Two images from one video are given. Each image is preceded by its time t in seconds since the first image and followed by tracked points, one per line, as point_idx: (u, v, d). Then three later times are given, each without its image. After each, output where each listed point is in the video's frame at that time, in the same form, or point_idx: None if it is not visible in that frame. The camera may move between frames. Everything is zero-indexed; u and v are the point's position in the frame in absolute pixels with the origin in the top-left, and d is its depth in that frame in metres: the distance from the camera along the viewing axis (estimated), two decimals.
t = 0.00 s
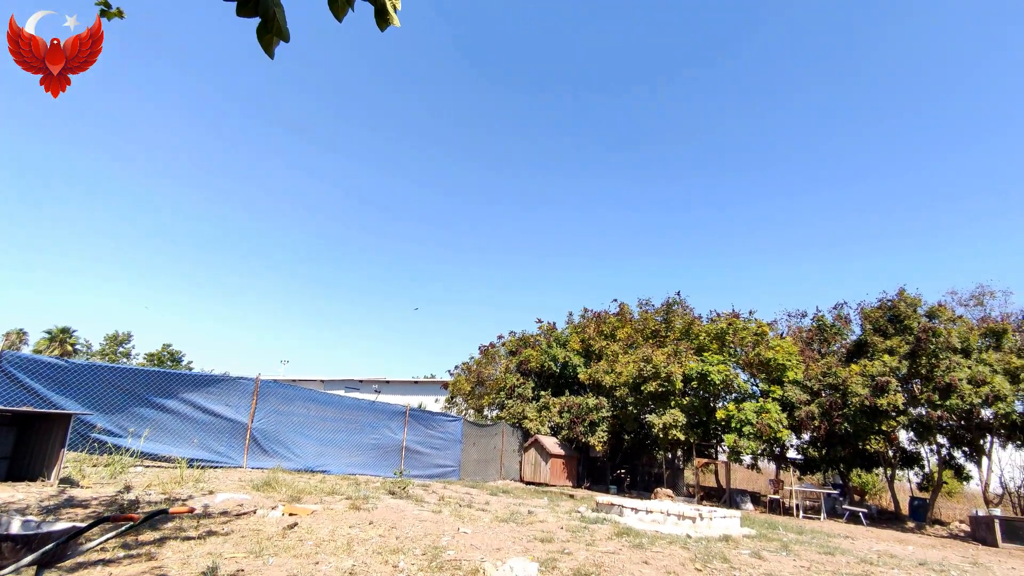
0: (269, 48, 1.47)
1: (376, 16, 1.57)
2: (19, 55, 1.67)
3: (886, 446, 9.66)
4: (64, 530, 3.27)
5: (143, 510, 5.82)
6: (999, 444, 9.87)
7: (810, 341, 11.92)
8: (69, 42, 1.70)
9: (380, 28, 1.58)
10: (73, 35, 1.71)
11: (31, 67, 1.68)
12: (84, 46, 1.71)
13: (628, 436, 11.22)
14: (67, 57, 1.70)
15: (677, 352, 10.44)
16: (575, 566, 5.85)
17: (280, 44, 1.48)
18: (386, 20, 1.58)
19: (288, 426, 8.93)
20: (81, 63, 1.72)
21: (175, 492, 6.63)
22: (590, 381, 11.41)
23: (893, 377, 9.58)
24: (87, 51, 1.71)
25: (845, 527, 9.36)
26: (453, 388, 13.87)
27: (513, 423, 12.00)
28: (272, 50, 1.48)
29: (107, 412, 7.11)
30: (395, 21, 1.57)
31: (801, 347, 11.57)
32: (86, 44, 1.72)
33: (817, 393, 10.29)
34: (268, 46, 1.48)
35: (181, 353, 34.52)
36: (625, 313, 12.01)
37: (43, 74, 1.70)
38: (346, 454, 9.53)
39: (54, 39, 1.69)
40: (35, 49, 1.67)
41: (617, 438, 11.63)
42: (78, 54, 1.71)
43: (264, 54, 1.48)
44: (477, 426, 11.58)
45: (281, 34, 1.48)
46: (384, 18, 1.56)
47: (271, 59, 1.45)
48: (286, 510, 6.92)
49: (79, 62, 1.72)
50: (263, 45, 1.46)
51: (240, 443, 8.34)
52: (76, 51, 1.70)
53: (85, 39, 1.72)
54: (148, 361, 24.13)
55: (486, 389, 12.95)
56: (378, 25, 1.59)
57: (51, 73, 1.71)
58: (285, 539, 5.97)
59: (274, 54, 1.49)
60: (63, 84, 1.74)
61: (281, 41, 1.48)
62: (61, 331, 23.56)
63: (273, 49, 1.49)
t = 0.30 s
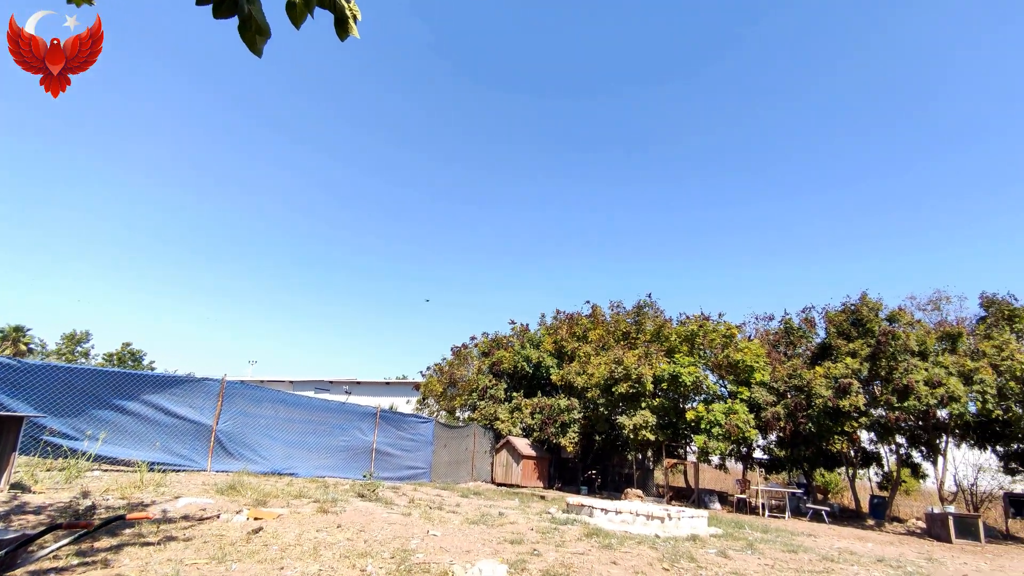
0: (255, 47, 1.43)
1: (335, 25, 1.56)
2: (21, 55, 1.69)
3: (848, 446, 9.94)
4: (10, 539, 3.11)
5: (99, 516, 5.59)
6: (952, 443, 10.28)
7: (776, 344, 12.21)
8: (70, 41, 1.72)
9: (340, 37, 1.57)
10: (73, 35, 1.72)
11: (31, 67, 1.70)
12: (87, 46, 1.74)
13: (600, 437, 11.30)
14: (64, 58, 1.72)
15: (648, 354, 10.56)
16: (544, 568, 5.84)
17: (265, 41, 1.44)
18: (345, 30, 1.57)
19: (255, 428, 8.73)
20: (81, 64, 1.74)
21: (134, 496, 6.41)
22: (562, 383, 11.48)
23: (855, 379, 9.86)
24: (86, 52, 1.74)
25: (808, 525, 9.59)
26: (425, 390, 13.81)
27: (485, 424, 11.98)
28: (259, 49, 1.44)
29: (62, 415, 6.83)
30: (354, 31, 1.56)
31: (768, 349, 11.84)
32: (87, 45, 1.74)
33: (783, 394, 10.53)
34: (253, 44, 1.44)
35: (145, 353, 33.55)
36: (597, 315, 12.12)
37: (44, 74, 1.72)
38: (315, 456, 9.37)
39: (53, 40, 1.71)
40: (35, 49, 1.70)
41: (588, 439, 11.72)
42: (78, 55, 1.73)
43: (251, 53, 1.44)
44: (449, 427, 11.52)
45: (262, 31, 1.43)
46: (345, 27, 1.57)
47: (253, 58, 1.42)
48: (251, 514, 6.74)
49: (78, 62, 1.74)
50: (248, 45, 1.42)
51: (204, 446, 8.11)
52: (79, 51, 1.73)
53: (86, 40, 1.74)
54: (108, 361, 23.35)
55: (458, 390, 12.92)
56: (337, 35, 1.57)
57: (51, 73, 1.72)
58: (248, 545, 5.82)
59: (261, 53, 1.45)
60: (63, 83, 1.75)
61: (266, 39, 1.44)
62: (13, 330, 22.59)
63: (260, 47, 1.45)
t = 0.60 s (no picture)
0: (195, 54, 1.38)
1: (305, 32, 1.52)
2: (19, 55, 1.52)
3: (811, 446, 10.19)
4: None
5: (47, 527, 5.35)
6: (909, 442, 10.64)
7: (743, 346, 12.47)
8: (69, 40, 1.56)
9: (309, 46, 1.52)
10: (72, 33, 1.56)
11: (29, 67, 1.53)
12: (86, 45, 1.58)
13: (570, 439, 11.36)
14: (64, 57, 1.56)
15: (619, 356, 10.65)
16: (511, 571, 5.83)
17: (207, 49, 1.40)
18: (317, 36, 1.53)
19: (218, 432, 8.51)
20: (81, 64, 1.59)
21: (87, 504, 6.17)
22: (533, 385, 11.50)
23: (818, 381, 10.12)
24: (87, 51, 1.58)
25: (772, 524, 9.80)
26: (395, 392, 13.72)
27: (455, 426, 11.93)
28: (199, 57, 1.39)
29: (10, 419, 6.49)
30: (324, 39, 1.51)
31: (735, 351, 12.09)
32: (86, 45, 1.58)
33: (749, 396, 10.74)
34: (194, 51, 1.39)
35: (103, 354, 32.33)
36: (568, 318, 12.20)
37: (43, 74, 1.56)
38: (281, 461, 9.18)
39: (53, 38, 1.54)
40: (34, 49, 1.53)
41: (559, 440, 11.76)
42: (77, 55, 1.57)
43: (190, 61, 1.38)
44: (419, 431, 11.43)
45: (206, 38, 1.39)
46: (315, 35, 1.52)
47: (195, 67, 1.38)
48: (211, 522, 6.55)
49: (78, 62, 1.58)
50: (187, 52, 1.37)
51: (163, 451, 7.86)
52: (78, 51, 1.57)
53: (86, 38, 1.58)
54: (62, 363, 22.44)
55: (429, 392, 12.87)
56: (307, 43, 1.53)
57: (51, 73, 1.57)
58: (208, 553, 5.64)
59: (202, 61, 1.40)
60: (64, 83, 1.61)
61: (209, 45, 1.39)
62: None
63: (201, 55, 1.39)
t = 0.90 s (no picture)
0: (164, 63, 1.35)
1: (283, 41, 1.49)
2: (18, 56, 1.39)
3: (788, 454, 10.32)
4: None
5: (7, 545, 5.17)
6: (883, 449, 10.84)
7: (721, 355, 12.62)
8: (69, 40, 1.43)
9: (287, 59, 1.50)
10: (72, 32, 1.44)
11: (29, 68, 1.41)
12: (85, 45, 1.45)
13: (551, 449, 11.34)
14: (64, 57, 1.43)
15: (599, 366, 10.68)
16: None
17: (175, 56, 1.36)
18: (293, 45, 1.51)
19: (191, 445, 8.31)
20: (81, 64, 1.46)
21: (51, 521, 5.97)
22: (513, 395, 11.47)
23: (794, 390, 10.27)
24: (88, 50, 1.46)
25: (751, 532, 9.89)
26: (374, 403, 13.60)
27: (435, 437, 11.84)
28: (169, 65, 1.35)
29: None
30: (305, 53, 1.48)
31: (713, 360, 12.23)
32: (86, 44, 1.46)
33: (727, 405, 10.85)
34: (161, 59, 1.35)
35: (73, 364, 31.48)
36: (549, 328, 12.24)
37: (43, 75, 1.43)
38: (256, 474, 9.00)
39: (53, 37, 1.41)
40: (34, 49, 1.39)
41: (539, 451, 11.74)
42: (77, 55, 1.44)
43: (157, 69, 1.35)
44: (398, 442, 11.31)
45: (174, 46, 1.35)
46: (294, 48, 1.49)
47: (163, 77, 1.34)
48: (181, 538, 6.37)
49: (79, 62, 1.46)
50: (154, 60, 1.33)
51: (133, 465, 7.65)
52: (79, 51, 1.44)
53: (86, 38, 1.45)
54: (29, 374, 21.79)
55: (408, 403, 12.78)
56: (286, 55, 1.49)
57: (50, 74, 1.44)
58: (177, 570, 5.46)
59: (171, 68, 1.36)
60: (64, 85, 1.48)
61: (177, 54, 1.36)
62: None
63: (168, 62, 1.36)
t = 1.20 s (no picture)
0: (212, 80, 1.25)
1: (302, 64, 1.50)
2: (18, 55, 1.27)
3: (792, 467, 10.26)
4: None
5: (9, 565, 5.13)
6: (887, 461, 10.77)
7: (723, 367, 12.59)
8: (68, 39, 1.30)
9: (306, 80, 1.46)
10: (72, 32, 1.31)
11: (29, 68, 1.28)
12: (87, 45, 1.31)
13: (553, 462, 11.29)
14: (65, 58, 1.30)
15: (600, 379, 10.65)
16: None
17: (223, 73, 1.27)
18: (314, 68, 1.52)
19: (192, 462, 8.28)
20: (81, 65, 1.32)
21: (52, 540, 5.94)
22: (515, 409, 11.44)
23: (797, 402, 10.23)
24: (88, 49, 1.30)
25: (755, 546, 9.81)
26: (375, 418, 13.59)
27: (437, 451, 11.81)
28: (217, 82, 1.26)
29: None
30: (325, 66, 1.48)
31: (715, 373, 12.21)
32: (86, 44, 1.31)
33: (729, 417, 10.80)
34: (209, 77, 1.26)
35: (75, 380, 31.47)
36: (549, 341, 12.25)
37: (43, 75, 1.30)
38: (257, 491, 8.95)
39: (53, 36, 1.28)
40: (34, 48, 1.27)
41: (541, 465, 11.69)
42: (77, 54, 1.30)
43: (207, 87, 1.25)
44: (400, 457, 11.27)
45: (220, 62, 1.25)
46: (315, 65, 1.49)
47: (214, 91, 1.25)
48: (183, 556, 6.32)
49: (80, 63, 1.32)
50: (202, 78, 1.24)
51: (134, 482, 7.63)
52: (79, 51, 1.29)
53: (87, 38, 1.31)
54: (31, 390, 21.80)
55: (410, 417, 12.77)
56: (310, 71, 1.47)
57: (51, 73, 1.32)
58: None
59: (219, 86, 1.27)
60: (64, 84, 1.35)
61: (225, 70, 1.26)
62: None
63: (217, 79, 1.26)
